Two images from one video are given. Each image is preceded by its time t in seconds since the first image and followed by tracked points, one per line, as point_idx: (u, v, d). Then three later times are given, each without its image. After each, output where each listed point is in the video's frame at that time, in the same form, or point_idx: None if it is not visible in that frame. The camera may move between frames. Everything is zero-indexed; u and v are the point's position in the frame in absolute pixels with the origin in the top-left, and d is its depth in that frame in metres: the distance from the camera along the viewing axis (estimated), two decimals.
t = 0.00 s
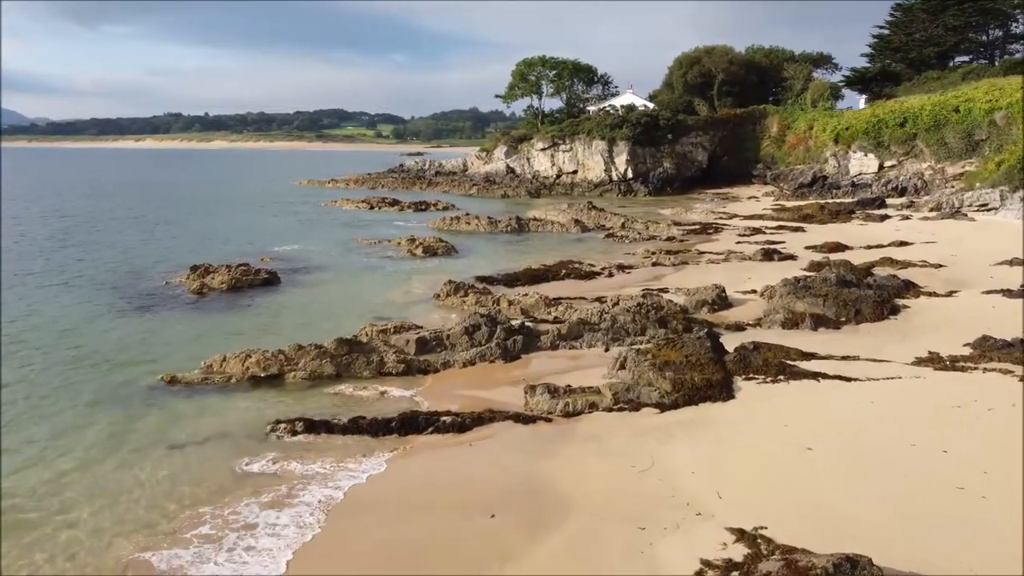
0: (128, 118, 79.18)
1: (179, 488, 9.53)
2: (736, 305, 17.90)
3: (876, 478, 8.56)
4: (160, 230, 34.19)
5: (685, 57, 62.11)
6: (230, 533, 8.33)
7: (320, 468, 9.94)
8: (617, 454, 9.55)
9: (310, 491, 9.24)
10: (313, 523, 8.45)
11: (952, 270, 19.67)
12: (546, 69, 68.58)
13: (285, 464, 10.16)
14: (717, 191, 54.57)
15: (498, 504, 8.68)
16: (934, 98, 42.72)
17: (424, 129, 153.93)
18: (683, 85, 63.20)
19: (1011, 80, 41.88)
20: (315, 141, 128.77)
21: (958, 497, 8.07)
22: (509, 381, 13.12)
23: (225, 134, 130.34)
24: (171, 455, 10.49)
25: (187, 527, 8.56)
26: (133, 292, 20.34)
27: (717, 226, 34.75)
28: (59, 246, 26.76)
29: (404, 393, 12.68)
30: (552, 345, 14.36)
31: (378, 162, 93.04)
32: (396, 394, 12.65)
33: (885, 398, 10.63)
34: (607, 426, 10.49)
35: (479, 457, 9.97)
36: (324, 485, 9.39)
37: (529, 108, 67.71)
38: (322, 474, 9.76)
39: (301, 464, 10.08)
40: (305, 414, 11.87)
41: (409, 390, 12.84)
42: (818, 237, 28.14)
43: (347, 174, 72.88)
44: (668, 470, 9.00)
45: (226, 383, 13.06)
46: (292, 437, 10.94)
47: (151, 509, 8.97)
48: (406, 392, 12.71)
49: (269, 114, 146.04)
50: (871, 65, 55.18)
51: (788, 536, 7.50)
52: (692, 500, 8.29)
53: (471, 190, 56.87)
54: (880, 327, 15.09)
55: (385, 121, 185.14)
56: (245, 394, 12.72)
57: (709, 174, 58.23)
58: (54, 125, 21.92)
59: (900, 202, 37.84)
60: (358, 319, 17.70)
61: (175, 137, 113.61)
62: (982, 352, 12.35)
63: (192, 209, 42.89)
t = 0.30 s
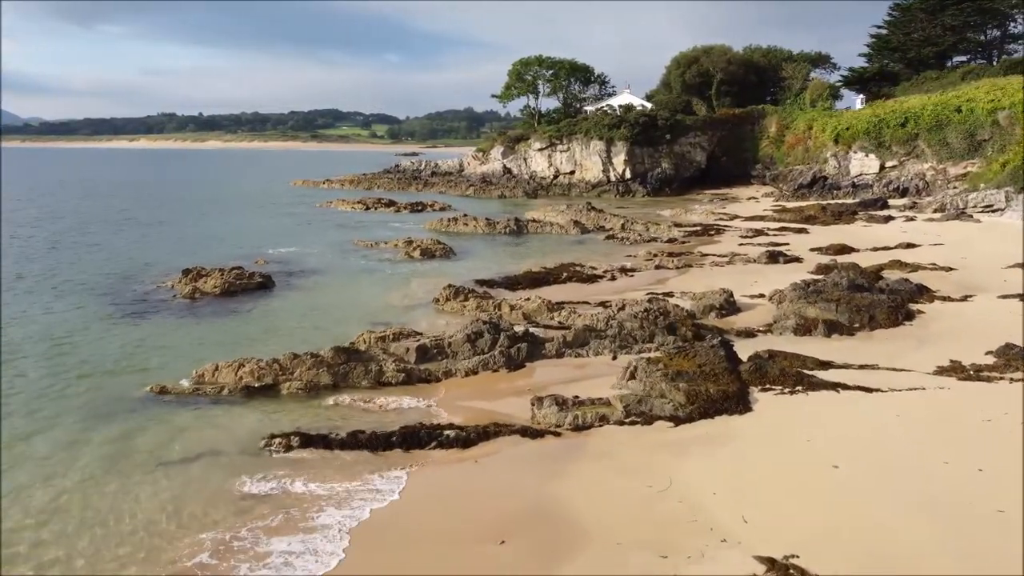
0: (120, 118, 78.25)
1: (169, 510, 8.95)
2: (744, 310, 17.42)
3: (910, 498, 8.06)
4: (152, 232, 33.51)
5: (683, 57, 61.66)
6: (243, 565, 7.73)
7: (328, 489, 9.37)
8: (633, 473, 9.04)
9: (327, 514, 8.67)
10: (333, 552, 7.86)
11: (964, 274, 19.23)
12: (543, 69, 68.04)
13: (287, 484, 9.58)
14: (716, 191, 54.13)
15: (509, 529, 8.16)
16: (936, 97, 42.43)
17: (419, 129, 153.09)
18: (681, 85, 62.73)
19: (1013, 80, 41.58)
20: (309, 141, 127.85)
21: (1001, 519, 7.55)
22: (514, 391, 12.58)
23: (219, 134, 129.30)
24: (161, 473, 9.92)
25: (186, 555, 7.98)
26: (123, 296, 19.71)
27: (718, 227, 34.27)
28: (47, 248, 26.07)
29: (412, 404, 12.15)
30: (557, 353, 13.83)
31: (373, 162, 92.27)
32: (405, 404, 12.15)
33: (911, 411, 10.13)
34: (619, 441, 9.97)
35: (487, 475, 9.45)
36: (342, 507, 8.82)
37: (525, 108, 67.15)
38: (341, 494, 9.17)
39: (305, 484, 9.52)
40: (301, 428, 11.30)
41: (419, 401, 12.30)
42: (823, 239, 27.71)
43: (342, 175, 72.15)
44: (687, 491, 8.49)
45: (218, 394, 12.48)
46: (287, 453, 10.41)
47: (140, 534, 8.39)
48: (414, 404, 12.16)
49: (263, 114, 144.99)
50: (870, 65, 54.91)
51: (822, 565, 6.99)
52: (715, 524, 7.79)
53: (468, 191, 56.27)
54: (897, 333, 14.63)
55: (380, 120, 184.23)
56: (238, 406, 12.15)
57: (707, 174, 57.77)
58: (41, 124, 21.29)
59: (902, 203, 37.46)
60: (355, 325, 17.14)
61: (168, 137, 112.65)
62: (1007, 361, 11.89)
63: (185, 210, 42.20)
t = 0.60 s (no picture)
0: (115, 118, 77.51)
1: (162, 533, 8.39)
2: (755, 315, 16.95)
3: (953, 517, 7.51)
4: (146, 233, 32.91)
5: (683, 56, 61.10)
6: None
7: (338, 511, 8.78)
8: (653, 494, 8.50)
9: (349, 539, 8.10)
10: None
11: (978, 277, 18.82)
12: (541, 69, 67.54)
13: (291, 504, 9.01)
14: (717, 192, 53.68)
15: (524, 554, 7.62)
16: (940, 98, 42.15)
17: (416, 129, 152.42)
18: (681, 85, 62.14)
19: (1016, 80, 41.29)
20: (306, 141, 127.09)
21: None
22: (522, 403, 12.05)
23: (215, 134, 128.44)
24: (153, 492, 9.35)
25: None
26: (115, 301, 19.11)
27: (721, 228, 33.81)
28: (38, 250, 25.45)
29: (446, 415, 11.67)
30: (565, 361, 13.32)
31: (370, 163, 91.58)
32: (435, 415, 11.67)
33: (944, 423, 9.60)
34: (635, 458, 9.45)
35: (498, 494, 8.90)
36: (366, 531, 8.26)
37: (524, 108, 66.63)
38: (358, 516, 8.60)
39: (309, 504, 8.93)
40: (300, 442, 10.75)
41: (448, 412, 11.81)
42: (829, 241, 27.29)
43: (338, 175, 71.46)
44: (711, 514, 7.96)
45: (212, 407, 11.92)
46: (285, 469, 9.91)
47: (130, 561, 7.83)
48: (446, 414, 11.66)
49: (259, 114, 144.09)
50: (870, 65, 54.64)
51: None
52: (745, 551, 7.26)
53: (466, 191, 55.71)
54: (916, 340, 14.18)
55: (376, 121, 183.43)
56: (233, 419, 11.58)
57: (708, 174, 57.25)
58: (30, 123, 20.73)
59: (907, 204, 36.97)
60: (354, 330, 16.60)
61: (164, 137, 111.85)
62: None
63: (180, 211, 41.57)
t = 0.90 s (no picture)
0: (112, 118, 76.85)
1: (156, 558, 7.86)
2: (769, 321, 16.45)
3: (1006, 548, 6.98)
4: (142, 235, 32.39)
5: (684, 56, 60.35)
6: None
7: (353, 534, 8.23)
8: (679, 517, 8.01)
9: (378, 567, 7.57)
10: None
11: (996, 281, 18.36)
12: (541, 68, 67.03)
13: (301, 527, 8.45)
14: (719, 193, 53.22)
15: None
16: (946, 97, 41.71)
17: (413, 129, 151.72)
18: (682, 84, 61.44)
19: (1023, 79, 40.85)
20: (303, 141, 126.46)
21: None
22: (533, 414, 11.55)
23: (212, 134, 127.72)
24: (147, 512, 8.84)
25: None
26: (110, 305, 18.59)
27: (726, 230, 33.37)
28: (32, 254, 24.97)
29: (473, 424, 11.20)
30: (577, 370, 12.79)
31: (368, 163, 90.99)
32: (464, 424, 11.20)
33: (983, 441, 9.09)
34: (656, 477, 8.94)
35: (513, 517, 8.38)
36: (395, 557, 7.72)
37: (523, 108, 66.12)
38: (379, 541, 8.05)
39: (320, 527, 8.38)
40: (301, 457, 10.22)
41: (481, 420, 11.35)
42: (838, 243, 26.83)
43: (337, 176, 70.91)
44: (741, 540, 7.48)
45: (208, 419, 11.39)
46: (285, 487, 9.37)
47: None
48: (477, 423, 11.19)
49: (257, 114, 143.47)
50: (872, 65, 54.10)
51: None
52: None
53: (466, 192, 55.17)
54: (940, 347, 13.69)
55: (374, 121, 182.84)
56: (230, 433, 11.05)
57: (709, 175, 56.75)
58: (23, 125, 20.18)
59: (913, 205, 36.59)
60: (356, 337, 16.06)
61: (161, 138, 111.17)
62: None
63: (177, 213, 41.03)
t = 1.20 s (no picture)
0: (110, 118, 76.32)
1: None
2: (785, 327, 15.97)
3: None
4: (140, 237, 31.88)
5: (687, 55, 59.65)
6: None
7: (372, 561, 7.72)
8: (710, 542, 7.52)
9: None
10: None
11: (1016, 285, 17.91)
12: (542, 68, 66.53)
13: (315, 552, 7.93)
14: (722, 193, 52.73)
15: None
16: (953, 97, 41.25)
17: (412, 129, 151.06)
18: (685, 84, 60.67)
19: None
20: (302, 141, 125.89)
21: None
22: (547, 427, 11.03)
23: (211, 134, 127.08)
24: (141, 536, 8.32)
25: None
26: (105, 310, 18.07)
27: (733, 231, 32.90)
28: (27, 256, 24.45)
29: (503, 434, 10.75)
30: (591, 380, 12.30)
31: (368, 164, 90.39)
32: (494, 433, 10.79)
33: None
34: (681, 497, 8.42)
35: (532, 541, 7.88)
36: None
37: (524, 108, 65.61)
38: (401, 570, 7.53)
39: (337, 552, 7.87)
40: (305, 474, 9.70)
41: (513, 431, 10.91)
42: (848, 245, 26.38)
43: (336, 176, 70.33)
44: (778, 568, 7.00)
45: (206, 433, 10.86)
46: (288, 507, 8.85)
47: None
48: (507, 433, 10.76)
49: (256, 114, 142.95)
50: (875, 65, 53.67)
51: None
52: None
53: (467, 193, 54.59)
54: (967, 356, 13.20)
55: (373, 122, 182.25)
56: (230, 448, 10.52)
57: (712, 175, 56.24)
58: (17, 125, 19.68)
59: (921, 206, 36.20)
60: (359, 343, 15.53)
61: (159, 138, 110.58)
62: None
63: (175, 214, 40.47)
